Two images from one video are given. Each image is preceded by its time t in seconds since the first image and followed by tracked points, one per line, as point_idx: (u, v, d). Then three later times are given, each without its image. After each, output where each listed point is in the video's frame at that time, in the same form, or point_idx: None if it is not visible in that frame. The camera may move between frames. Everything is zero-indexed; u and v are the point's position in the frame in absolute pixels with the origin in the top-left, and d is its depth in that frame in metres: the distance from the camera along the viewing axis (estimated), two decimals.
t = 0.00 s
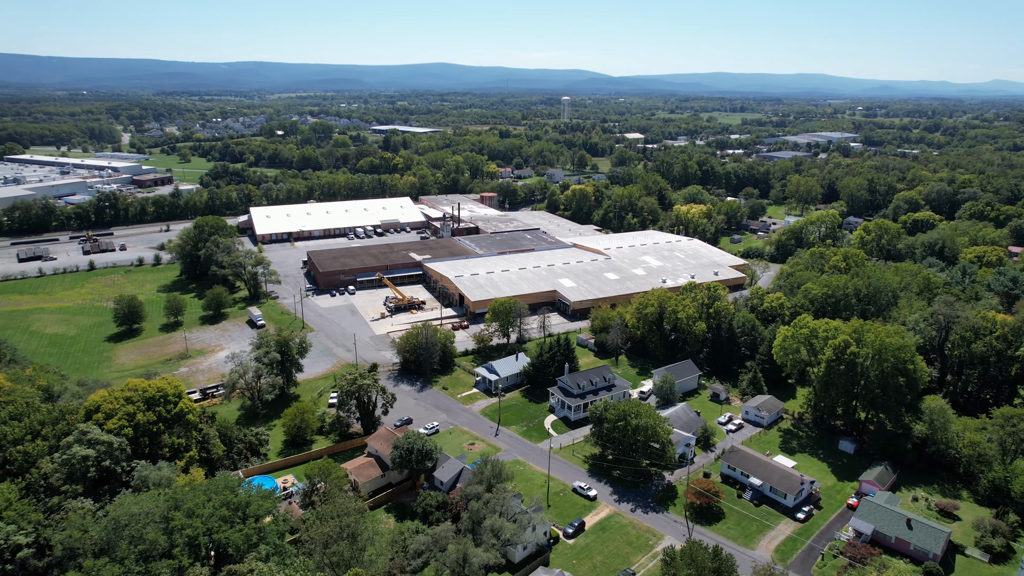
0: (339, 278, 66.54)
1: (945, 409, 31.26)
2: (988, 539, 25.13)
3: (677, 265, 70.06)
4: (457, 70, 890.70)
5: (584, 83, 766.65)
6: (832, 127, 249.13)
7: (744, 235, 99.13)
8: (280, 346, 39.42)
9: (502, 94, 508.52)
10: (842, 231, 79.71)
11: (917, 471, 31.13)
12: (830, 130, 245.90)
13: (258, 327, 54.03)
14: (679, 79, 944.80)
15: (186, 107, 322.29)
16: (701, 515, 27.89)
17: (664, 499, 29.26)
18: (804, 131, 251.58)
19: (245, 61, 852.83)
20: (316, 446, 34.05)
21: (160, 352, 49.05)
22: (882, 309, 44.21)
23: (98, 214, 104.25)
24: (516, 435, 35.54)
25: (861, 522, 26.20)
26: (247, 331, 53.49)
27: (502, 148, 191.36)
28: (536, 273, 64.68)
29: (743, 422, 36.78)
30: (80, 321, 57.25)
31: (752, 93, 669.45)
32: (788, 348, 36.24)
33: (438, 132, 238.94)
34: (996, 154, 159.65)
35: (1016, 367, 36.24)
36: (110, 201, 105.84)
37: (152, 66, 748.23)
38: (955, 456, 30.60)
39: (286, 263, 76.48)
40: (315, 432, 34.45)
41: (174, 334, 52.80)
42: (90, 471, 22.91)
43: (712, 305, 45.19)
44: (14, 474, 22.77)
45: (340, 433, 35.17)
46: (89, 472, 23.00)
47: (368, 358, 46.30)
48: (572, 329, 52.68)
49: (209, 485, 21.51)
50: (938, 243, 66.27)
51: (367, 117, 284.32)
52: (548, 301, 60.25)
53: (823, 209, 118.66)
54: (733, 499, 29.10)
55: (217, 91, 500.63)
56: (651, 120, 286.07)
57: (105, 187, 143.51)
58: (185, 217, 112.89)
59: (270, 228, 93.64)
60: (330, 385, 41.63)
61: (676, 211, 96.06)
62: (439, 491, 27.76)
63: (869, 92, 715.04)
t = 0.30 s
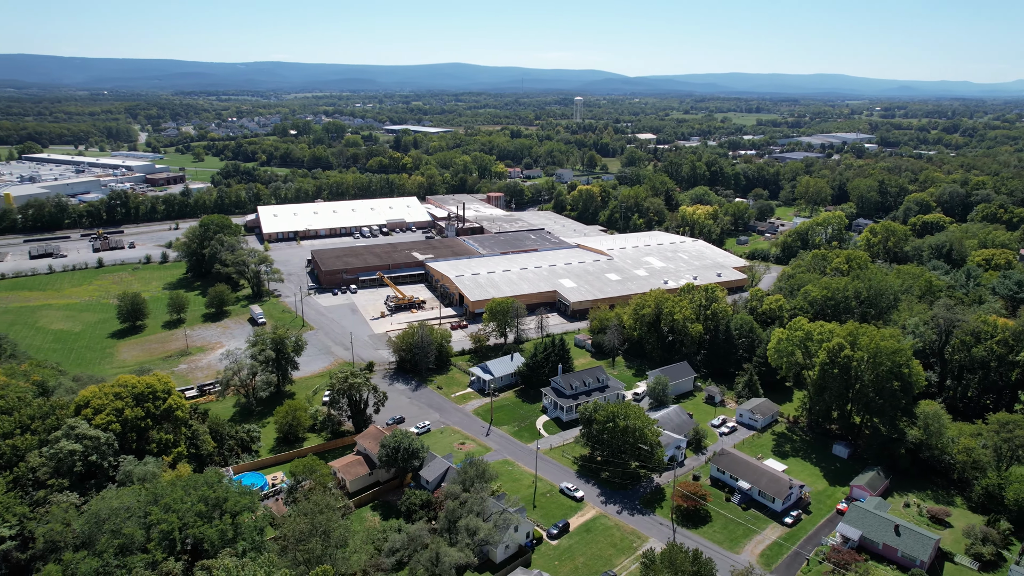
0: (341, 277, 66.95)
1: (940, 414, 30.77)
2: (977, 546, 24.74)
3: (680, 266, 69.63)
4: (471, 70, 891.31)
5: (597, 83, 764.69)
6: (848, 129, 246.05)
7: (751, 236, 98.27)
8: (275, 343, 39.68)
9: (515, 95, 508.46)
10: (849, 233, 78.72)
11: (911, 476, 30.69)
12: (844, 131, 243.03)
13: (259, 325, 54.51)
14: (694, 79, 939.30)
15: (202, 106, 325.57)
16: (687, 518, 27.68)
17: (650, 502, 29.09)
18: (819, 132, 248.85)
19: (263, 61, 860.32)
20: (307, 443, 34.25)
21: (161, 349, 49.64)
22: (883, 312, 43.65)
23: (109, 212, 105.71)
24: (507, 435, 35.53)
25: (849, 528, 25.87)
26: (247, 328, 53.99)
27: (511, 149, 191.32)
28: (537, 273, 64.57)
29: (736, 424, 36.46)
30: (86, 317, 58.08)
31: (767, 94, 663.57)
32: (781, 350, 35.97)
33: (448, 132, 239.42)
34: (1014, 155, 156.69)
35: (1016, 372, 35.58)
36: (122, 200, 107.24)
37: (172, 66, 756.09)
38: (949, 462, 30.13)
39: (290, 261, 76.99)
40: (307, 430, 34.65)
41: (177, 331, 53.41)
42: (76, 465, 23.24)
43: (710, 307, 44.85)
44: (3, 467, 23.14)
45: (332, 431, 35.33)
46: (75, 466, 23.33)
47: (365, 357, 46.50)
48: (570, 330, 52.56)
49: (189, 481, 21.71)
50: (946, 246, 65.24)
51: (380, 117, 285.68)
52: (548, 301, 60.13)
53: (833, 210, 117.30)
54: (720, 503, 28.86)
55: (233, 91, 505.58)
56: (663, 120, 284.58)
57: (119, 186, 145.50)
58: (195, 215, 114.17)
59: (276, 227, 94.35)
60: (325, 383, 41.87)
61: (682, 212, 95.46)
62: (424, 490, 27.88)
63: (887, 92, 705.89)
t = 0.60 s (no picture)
0: (344, 276, 67.37)
1: (936, 418, 30.35)
2: (967, 553, 24.36)
3: (683, 267, 69.25)
4: (484, 70, 892.34)
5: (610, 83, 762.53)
6: (863, 130, 242.98)
7: (758, 238, 97.45)
8: (271, 341, 40.01)
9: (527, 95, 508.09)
10: (857, 234, 77.77)
11: (905, 482, 30.28)
12: (859, 132, 239.99)
13: (260, 323, 54.99)
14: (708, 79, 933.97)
15: (219, 105, 329.00)
16: (674, 521, 27.50)
17: (639, 504, 28.90)
18: (833, 133, 246.07)
19: (279, 61, 867.19)
20: (300, 440, 34.48)
21: (163, 346, 50.25)
22: (884, 315, 43.11)
23: (121, 210, 107.13)
24: (498, 435, 35.52)
25: (837, 533, 25.56)
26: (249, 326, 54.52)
27: (521, 149, 191.23)
28: (539, 273, 64.53)
29: (731, 427, 36.20)
30: (92, 314, 58.92)
31: (781, 95, 657.57)
32: (776, 352, 35.72)
33: (459, 132, 239.84)
34: None
35: (1017, 377, 34.98)
36: (133, 198, 108.63)
37: (189, 67, 764.65)
38: (944, 468, 29.70)
39: (295, 260, 77.57)
40: (300, 427, 34.87)
41: (179, 328, 54.02)
42: (65, 459, 23.53)
43: (707, 309, 44.59)
44: None
45: (325, 428, 35.52)
46: (63, 461, 23.63)
47: (362, 356, 46.75)
48: (569, 330, 52.53)
49: (173, 476, 21.88)
50: (954, 248, 64.24)
51: (395, 117, 287.00)
52: (548, 302, 60.09)
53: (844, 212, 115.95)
54: (709, 505, 28.64)
55: (249, 91, 510.17)
56: (675, 121, 283.09)
57: (132, 185, 147.43)
58: (205, 214, 115.39)
59: (283, 226, 95.06)
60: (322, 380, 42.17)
61: (688, 213, 94.89)
62: (411, 488, 27.94)
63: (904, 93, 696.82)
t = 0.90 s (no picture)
0: (347, 275, 67.79)
1: (930, 424, 29.91)
2: (956, 561, 24.04)
3: (686, 268, 68.81)
4: (498, 70, 892.52)
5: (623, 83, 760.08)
6: (878, 131, 239.93)
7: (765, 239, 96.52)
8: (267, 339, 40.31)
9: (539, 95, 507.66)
10: (864, 236, 76.76)
11: (898, 487, 29.89)
12: (874, 133, 236.83)
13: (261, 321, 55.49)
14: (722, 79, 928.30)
15: (233, 105, 332.31)
16: (661, 523, 27.32)
17: (626, 506, 28.74)
18: (847, 134, 243.20)
19: (296, 61, 873.82)
20: (293, 437, 34.71)
21: (165, 342, 50.83)
22: (884, 318, 42.57)
23: (131, 209, 108.51)
24: (490, 435, 35.52)
25: (824, 537, 25.31)
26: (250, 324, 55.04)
27: (530, 149, 191.04)
28: (540, 273, 64.44)
29: (725, 429, 35.93)
30: (97, 311, 59.77)
31: (796, 95, 651.45)
32: (770, 354, 35.49)
33: (469, 132, 240.09)
34: None
35: (1017, 383, 34.37)
36: (143, 197, 109.97)
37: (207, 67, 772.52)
38: (938, 473, 29.28)
39: (299, 258, 78.14)
40: (294, 425, 35.09)
41: (182, 325, 54.61)
42: (54, 453, 23.84)
43: (704, 311, 44.35)
44: None
45: (318, 426, 35.71)
46: (52, 455, 23.95)
47: (359, 354, 46.97)
48: (567, 331, 52.42)
49: (157, 472, 22.06)
50: (962, 251, 63.17)
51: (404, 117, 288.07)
52: (548, 302, 60.02)
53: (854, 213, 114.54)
54: (697, 508, 28.45)
55: (264, 91, 514.79)
56: (687, 121, 281.41)
57: (145, 183, 149.31)
58: (214, 213, 116.54)
59: (289, 225, 95.76)
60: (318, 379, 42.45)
61: (694, 214, 94.25)
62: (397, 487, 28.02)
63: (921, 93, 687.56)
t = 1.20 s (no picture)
0: (349, 274, 68.19)
1: (924, 428, 29.51)
2: (944, 568, 23.72)
3: (688, 270, 68.42)
4: (513, 70, 891.47)
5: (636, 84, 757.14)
6: (892, 132, 236.92)
7: (772, 241, 95.62)
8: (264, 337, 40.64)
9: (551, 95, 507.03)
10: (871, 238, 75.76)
11: (891, 492, 29.54)
12: (889, 135, 233.73)
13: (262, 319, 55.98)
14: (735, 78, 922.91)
15: (246, 105, 335.45)
16: (647, 525, 27.15)
17: (613, 507, 28.60)
18: (861, 134, 240.24)
19: (313, 61, 881.09)
20: (286, 435, 34.96)
21: (166, 339, 51.40)
22: (884, 321, 42.07)
23: (141, 207, 109.83)
24: (482, 435, 35.55)
25: (811, 542, 25.03)
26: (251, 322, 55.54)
27: (539, 149, 190.86)
28: (541, 274, 64.38)
29: (718, 432, 35.67)
30: (103, 307, 60.57)
31: (811, 96, 645.08)
32: (764, 357, 35.19)
33: (479, 132, 240.34)
34: None
35: (1016, 388, 33.88)
36: (153, 195, 111.27)
37: (225, 67, 781.16)
38: (930, 479, 28.92)
39: (303, 257, 78.69)
40: (287, 422, 35.34)
41: (184, 322, 55.19)
42: (44, 448, 24.18)
43: (701, 312, 44.11)
44: None
45: (311, 424, 35.94)
46: (42, 450, 24.28)
47: (357, 353, 47.22)
48: (565, 332, 52.32)
49: (142, 466, 22.26)
50: (970, 254, 62.14)
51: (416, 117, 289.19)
52: (548, 303, 59.95)
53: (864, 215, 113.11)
54: (684, 511, 28.27)
55: (279, 90, 519.33)
56: (698, 121, 279.62)
57: (157, 182, 151.07)
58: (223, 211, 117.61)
59: (295, 225, 96.45)
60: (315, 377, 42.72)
61: (700, 215, 93.62)
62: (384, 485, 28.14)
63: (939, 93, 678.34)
